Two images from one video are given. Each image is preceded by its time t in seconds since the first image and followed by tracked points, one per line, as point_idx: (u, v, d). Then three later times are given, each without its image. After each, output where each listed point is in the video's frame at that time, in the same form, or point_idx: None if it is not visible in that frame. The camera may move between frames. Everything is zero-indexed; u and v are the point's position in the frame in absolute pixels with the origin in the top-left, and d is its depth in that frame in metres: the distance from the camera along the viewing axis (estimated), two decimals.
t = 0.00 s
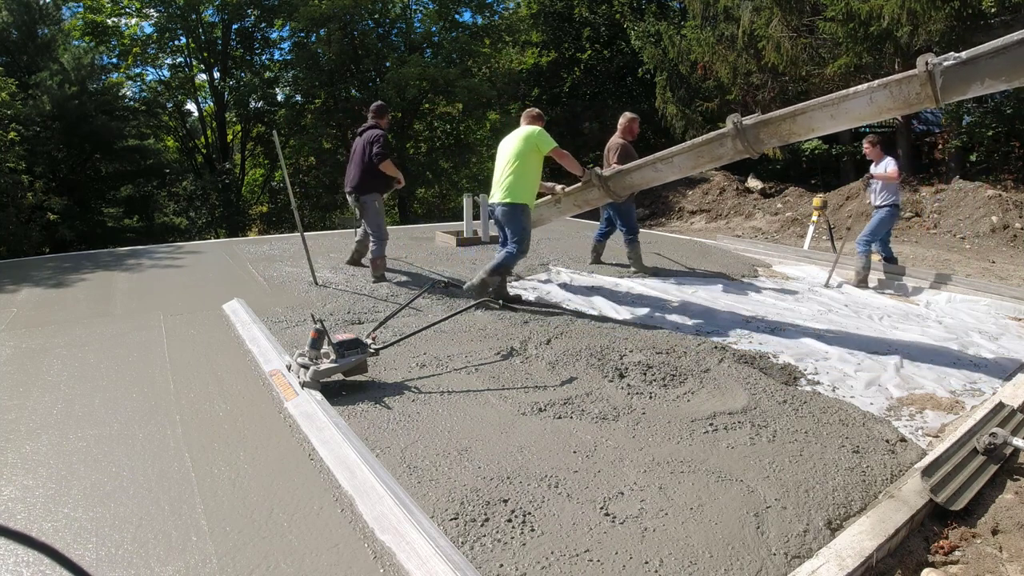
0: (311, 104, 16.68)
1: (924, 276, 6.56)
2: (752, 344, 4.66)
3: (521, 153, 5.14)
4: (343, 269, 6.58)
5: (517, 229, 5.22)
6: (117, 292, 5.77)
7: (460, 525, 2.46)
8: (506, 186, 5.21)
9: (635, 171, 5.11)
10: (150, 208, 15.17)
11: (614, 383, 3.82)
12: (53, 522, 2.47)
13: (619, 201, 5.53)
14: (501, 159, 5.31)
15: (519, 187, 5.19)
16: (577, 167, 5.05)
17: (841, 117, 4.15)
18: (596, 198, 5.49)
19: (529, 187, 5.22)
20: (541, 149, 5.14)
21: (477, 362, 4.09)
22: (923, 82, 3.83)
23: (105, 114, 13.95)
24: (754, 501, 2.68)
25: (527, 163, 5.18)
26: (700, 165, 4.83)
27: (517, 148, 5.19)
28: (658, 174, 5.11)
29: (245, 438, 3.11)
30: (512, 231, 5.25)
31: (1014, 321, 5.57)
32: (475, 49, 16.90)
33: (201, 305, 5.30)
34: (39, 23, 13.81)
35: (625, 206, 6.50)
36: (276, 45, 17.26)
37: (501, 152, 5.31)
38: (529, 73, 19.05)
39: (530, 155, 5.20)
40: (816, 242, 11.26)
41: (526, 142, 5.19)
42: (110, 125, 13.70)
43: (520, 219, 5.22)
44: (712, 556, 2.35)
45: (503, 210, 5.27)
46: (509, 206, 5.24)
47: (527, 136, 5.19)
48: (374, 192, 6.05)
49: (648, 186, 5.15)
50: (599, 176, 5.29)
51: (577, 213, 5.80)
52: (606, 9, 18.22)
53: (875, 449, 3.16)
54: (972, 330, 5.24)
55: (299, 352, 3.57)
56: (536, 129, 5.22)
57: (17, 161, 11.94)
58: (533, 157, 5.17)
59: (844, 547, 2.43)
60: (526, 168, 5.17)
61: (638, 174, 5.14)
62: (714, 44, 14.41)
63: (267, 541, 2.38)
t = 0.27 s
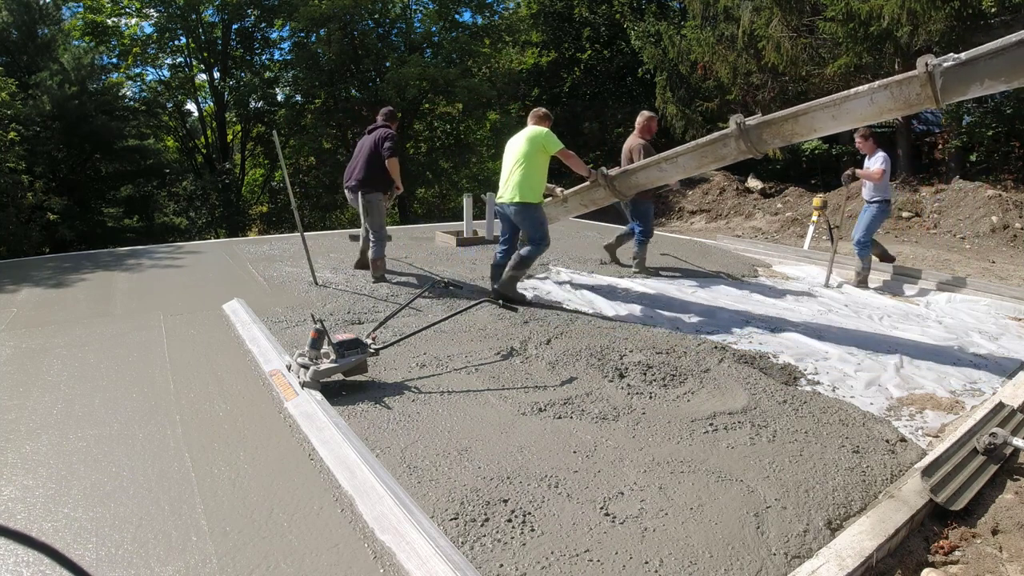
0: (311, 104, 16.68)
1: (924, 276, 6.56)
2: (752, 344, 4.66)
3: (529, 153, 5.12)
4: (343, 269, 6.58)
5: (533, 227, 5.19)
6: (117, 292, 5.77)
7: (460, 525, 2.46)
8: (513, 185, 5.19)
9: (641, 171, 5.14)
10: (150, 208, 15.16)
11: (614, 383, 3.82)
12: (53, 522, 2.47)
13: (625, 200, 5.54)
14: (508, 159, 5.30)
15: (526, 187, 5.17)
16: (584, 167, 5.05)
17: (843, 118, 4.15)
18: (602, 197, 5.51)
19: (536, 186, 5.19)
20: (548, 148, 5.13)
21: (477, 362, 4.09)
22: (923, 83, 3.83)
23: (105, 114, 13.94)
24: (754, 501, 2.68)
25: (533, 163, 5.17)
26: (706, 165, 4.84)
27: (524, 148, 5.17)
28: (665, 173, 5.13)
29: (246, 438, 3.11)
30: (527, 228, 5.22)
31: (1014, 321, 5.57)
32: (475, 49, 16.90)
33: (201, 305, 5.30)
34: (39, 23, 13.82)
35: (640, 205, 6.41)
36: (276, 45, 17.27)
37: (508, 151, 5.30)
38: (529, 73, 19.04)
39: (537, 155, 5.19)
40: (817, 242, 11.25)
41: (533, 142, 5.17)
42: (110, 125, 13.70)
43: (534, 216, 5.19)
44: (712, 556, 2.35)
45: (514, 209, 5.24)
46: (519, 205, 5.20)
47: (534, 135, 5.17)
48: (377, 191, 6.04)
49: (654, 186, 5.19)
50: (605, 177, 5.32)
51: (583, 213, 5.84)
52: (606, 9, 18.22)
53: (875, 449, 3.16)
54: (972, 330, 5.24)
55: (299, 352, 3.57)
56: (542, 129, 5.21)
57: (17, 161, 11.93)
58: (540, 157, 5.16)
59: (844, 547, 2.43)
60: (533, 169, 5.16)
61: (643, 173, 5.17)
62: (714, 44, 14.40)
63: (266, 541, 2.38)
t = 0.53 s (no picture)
0: (311, 103, 16.68)
1: (924, 276, 6.57)
2: (752, 344, 4.66)
3: (535, 155, 5.12)
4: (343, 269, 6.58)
5: (542, 228, 5.21)
6: (117, 292, 5.77)
7: (460, 525, 2.46)
8: (520, 187, 5.18)
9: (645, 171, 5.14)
10: (150, 208, 15.16)
11: (614, 383, 3.82)
12: (53, 522, 2.47)
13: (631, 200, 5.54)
14: (515, 162, 5.30)
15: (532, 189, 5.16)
16: (591, 170, 5.05)
17: (844, 118, 4.15)
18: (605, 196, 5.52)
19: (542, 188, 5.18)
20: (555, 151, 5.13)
21: (477, 362, 4.09)
22: (924, 84, 3.83)
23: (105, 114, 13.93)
24: (754, 501, 2.68)
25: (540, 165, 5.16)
26: (710, 165, 4.84)
27: (531, 151, 5.17)
28: (669, 173, 5.13)
29: (245, 438, 3.11)
30: (536, 229, 5.24)
31: (1015, 321, 5.56)
32: (475, 49, 16.91)
33: (202, 305, 5.30)
34: (39, 23, 13.81)
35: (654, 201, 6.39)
36: (276, 45, 17.27)
37: (514, 154, 5.30)
38: (529, 73, 19.03)
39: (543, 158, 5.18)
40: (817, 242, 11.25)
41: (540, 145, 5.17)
42: (110, 125, 13.70)
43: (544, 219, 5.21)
44: (712, 556, 2.35)
45: (523, 211, 5.24)
46: (527, 207, 5.20)
47: (540, 139, 5.17)
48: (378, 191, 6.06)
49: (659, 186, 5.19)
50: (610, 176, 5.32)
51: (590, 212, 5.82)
52: (606, 9, 18.23)
53: (875, 449, 3.16)
54: (972, 330, 5.24)
55: (299, 352, 3.57)
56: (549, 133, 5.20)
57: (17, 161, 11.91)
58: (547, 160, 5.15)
59: (844, 547, 2.43)
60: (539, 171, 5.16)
61: (648, 173, 5.17)
62: (714, 44, 14.39)
63: (267, 542, 2.38)
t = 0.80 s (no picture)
0: (311, 103, 16.67)
1: (924, 276, 6.57)
2: (752, 344, 4.66)
3: (544, 159, 5.14)
4: (343, 269, 6.57)
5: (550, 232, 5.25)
6: (117, 292, 5.77)
7: (460, 525, 2.46)
8: (530, 191, 5.19)
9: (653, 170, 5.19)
10: (150, 208, 15.16)
11: (615, 383, 3.82)
12: (53, 522, 2.47)
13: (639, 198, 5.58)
14: (524, 166, 5.31)
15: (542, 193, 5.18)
16: (601, 172, 5.05)
17: (847, 119, 4.16)
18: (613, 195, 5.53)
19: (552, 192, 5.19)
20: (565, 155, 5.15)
21: (477, 362, 4.09)
22: (924, 85, 3.85)
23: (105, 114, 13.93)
24: (755, 501, 2.68)
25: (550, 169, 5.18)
26: (716, 164, 4.87)
27: (540, 155, 5.19)
28: (677, 173, 5.15)
29: (245, 438, 3.11)
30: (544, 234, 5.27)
31: (1014, 321, 5.56)
32: (475, 49, 16.92)
33: (202, 305, 5.30)
34: (38, 23, 13.82)
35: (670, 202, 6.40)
36: (276, 44, 17.27)
37: (523, 159, 5.31)
38: (529, 73, 19.00)
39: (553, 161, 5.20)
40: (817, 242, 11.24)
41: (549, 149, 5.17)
42: (110, 125, 13.70)
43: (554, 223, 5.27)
44: (712, 556, 2.35)
45: (532, 214, 5.27)
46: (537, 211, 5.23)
47: (550, 144, 5.18)
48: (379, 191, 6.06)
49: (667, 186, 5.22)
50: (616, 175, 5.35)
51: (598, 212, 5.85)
52: (606, 9, 18.20)
53: (875, 449, 3.16)
54: (972, 330, 5.23)
55: (299, 352, 3.56)
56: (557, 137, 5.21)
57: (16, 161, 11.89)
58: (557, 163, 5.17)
59: (844, 547, 2.43)
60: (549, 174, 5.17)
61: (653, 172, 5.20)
62: (714, 44, 14.38)
63: (267, 541, 2.38)
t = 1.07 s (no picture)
0: (311, 103, 16.67)
1: (924, 276, 6.57)
2: (752, 344, 4.67)
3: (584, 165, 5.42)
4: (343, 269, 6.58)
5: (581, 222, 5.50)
6: (117, 292, 5.77)
7: (460, 525, 2.46)
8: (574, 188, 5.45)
9: (753, 187, 6.07)
10: (150, 207, 15.18)
11: (614, 383, 3.82)
12: (53, 522, 2.47)
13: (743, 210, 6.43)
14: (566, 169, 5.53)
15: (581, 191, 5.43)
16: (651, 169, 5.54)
17: (896, 140, 4.79)
18: (740, 206, 6.36)
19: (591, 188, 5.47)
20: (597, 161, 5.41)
21: (477, 362, 4.09)
22: (951, 109, 4.38)
23: (106, 114, 13.92)
24: (755, 501, 2.68)
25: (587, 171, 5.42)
26: (798, 183, 5.66)
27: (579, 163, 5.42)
28: (774, 189, 5.98)
29: (246, 438, 3.11)
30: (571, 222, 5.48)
31: (1014, 321, 5.56)
32: (475, 49, 17.06)
33: (202, 305, 5.30)
34: (39, 23, 13.81)
35: (670, 202, 6.31)
36: (276, 45, 17.29)
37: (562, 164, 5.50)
38: (529, 73, 18.96)
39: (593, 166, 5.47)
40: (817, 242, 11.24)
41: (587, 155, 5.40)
42: (110, 125, 13.69)
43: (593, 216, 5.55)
44: (712, 556, 2.35)
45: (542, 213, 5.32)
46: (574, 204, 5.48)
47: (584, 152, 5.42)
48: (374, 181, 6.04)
49: (764, 199, 6.06)
50: (737, 188, 6.22)
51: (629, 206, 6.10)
52: (606, 9, 18.07)
53: (875, 449, 3.16)
54: (972, 330, 5.23)
55: (299, 351, 3.56)
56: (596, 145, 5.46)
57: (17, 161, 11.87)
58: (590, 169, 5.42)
59: (844, 547, 2.43)
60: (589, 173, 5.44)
61: (756, 187, 6.05)
62: (714, 44, 14.38)
63: (267, 542, 2.38)
